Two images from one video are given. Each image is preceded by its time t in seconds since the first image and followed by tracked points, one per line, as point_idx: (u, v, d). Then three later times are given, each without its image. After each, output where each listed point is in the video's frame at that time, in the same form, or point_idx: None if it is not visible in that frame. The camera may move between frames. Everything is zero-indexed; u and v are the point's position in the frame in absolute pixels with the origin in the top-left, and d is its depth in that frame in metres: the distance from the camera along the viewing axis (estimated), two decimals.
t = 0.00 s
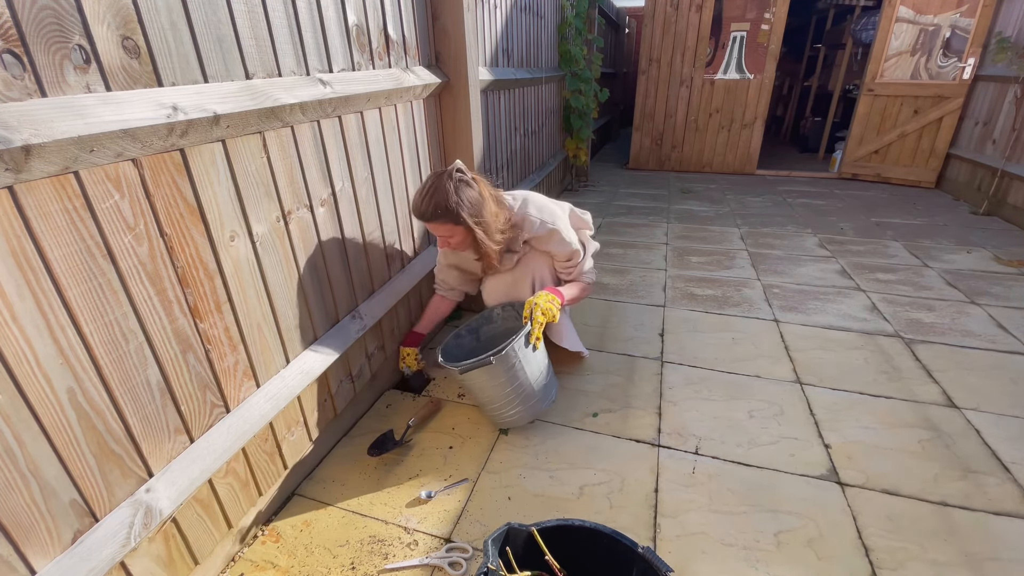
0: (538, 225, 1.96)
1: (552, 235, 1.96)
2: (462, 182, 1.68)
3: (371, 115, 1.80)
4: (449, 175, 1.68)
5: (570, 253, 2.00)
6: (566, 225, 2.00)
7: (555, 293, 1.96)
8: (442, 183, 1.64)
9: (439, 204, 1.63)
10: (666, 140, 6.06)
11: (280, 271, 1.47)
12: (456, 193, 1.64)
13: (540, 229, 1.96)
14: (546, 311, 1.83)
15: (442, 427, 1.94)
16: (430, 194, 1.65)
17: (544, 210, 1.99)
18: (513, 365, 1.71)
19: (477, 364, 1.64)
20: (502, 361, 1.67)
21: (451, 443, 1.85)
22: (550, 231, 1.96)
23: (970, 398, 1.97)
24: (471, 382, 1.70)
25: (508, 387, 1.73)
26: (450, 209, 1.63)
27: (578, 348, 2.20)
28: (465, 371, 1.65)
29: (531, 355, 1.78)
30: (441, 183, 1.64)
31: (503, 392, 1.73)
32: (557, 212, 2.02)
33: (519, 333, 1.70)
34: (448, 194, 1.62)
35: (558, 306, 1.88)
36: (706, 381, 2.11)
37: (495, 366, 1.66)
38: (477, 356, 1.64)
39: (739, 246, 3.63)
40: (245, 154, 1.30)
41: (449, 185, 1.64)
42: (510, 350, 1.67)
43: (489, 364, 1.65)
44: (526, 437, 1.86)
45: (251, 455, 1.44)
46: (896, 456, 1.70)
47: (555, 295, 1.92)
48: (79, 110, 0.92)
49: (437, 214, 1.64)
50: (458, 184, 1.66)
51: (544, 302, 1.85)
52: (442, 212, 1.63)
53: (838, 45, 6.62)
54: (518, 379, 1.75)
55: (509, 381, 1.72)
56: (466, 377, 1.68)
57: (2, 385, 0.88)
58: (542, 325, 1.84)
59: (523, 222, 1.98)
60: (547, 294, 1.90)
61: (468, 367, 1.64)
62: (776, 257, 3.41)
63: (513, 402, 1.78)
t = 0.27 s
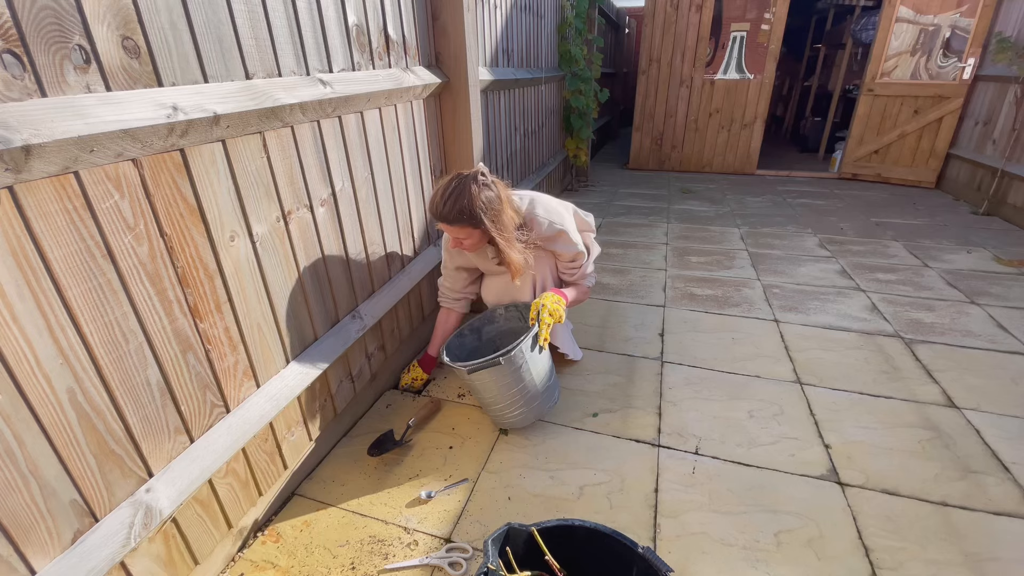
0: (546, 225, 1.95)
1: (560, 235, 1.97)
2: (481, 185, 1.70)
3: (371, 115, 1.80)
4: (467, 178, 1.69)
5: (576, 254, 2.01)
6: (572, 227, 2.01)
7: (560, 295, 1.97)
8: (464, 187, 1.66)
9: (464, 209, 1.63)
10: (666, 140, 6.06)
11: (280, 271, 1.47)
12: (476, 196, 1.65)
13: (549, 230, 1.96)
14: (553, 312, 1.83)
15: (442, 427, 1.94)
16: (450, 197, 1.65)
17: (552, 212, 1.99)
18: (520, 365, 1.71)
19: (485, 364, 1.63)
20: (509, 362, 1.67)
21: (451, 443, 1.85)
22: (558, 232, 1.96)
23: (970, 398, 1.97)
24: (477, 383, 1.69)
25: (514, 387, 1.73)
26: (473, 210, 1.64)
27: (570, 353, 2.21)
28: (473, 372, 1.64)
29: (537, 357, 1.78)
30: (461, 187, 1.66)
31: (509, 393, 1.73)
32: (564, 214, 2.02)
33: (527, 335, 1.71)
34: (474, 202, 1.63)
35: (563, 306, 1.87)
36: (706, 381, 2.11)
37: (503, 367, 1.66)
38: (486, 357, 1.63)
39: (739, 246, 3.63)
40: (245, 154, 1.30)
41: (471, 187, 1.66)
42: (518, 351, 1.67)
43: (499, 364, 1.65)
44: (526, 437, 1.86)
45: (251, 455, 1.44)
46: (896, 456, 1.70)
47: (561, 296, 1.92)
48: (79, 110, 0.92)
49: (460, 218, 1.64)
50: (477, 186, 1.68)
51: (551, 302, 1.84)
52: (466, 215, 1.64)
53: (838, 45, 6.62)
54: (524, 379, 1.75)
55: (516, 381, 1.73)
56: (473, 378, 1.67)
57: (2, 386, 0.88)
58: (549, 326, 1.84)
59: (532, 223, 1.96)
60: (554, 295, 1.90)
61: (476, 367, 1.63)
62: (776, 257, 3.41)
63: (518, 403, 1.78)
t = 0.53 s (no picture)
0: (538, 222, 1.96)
1: (552, 233, 1.98)
2: (471, 178, 1.70)
3: (371, 114, 1.80)
4: (458, 169, 1.71)
5: (569, 253, 2.02)
6: (565, 225, 2.01)
7: (552, 291, 1.97)
8: (452, 180, 1.66)
9: (450, 202, 1.63)
10: (666, 140, 6.06)
11: (280, 271, 1.47)
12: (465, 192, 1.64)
13: (540, 227, 1.96)
14: (540, 305, 1.83)
15: (442, 427, 1.94)
16: (438, 191, 1.65)
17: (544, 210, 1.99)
18: (508, 358, 1.70)
19: (468, 357, 1.63)
20: (494, 355, 1.66)
21: (450, 443, 1.85)
22: (550, 229, 1.97)
23: (969, 398, 1.97)
24: (464, 377, 1.70)
25: (501, 380, 1.72)
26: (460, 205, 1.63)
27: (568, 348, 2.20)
28: (458, 364, 1.64)
29: (526, 350, 1.77)
30: (451, 180, 1.66)
31: (498, 386, 1.73)
32: (559, 212, 2.03)
33: (514, 327, 1.70)
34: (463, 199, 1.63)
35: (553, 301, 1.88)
36: (706, 380, 2.11)
37: (488, 359, 1.65)
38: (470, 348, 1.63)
39: (739, 246, 3.63)
40: (245, 155, 1.30)
41: (459, 181, 1.65)
42: (503, 343, 1.66)
43: (483, 356, 1.65)
44: (526, 437, 1.86)
45: (251, 455, 1.44)
46: (896, 456, 1.70)
47: (551, 292, 1.92)
48: (79, 110, 0.92)
49: (445, 213, 1.64)
50: (466, 180, 1.68)
51: (540, 296, 1.85)
52: (452, 210, 1.63)
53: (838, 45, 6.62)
54: (513, 372, 1.73)
55: (505, 375, 1.72)
56: (460, 370, 1.68)
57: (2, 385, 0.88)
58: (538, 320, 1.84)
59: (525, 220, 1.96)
60: (543, 290, 1.91)
61: (460, 361, 1.64)
62: (776, 257, 3.41)
63: (509, 397, 1.77)
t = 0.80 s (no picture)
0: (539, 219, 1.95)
1: (552, 231, 1.96)
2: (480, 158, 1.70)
3: (371, 114, 1.80)
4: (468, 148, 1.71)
5: (569, 253, 2.01)
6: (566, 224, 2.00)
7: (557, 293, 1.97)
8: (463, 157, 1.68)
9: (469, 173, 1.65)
10: (666, 140, 6.06)
11: (280, 271, 1.47)
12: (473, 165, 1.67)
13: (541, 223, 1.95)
14: (548, 308, 1.83)
15: (442, 427, 1.94)
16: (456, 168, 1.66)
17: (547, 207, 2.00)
18: (519, 362, 1.71)
19: (487, 362, 1.62)
20: (508, 360, 1.66)
21: (450, 443, 1.85)
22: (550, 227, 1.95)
23: (970, 397, 1.97)
24: (476, 381, 1.69)
25: (513, 384, 1.73)
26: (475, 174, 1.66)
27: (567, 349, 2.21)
28: (473, 371, 1.64)
29: (534, 353, 1.78)
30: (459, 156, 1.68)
31: (509, 391, 1.73)
32: (561, 211, 2.02)
33: (525, 330, 1.70)
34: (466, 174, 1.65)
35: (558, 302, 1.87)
36: (706, 380, 2.11)
37: (503, 365, 1.66)
38: (486, 355, 1.62)
39: (739, 246, 3.63)
40: (245, 155, 1.30)
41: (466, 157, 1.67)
42: (516, 348, 1.66)
43: (498, 362, 1.65)
44: (526, 437, 1.86)
45: (251, 455, 1.44)
46: (896, 456, 1.70)
47: (555, 293, 1.92)
48: (79, 111, 0.92)
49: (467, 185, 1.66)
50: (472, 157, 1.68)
51: (546, 298, 1.84)
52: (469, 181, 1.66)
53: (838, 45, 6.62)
54: (523, 375, 1.75)
55: (515, 379, 1.72)
56: (472, 377, 1.67)
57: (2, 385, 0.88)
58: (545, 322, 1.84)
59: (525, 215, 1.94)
60: (549, 291, 1.90)
61: (475, 366, 1.62)
62: (776, 257, 3.41)
63: (518, 400, 1.78)
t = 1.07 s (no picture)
0: (538, 224, 1.95)
1: (552, 233, 1.97)
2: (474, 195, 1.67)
3: (371, 115, 1.80)
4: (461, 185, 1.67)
5: (570, 249, 2.02)
6: (564, 222, 2.01)
7: (564, 295, 1.95)
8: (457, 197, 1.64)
9: (461, 218, 1.61)
10: (666, 140, 6.06)
11: (280, 271, 1.47)
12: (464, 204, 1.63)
13: (539, 227, 1.96)
14: (555, 312, 1.82)
15: (441, 427, 1.94)
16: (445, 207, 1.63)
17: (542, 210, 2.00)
18: (522, 364, 1.71)
19: (489, 364, 1.63)
20: (512, 362, 1.67)
21: (450, 443, 1.85)
22: (550, 229, 1.97)
23: (969, 397, 1.97)
24: (478, 381, 1.69)
25: (513, 386, 1.72)
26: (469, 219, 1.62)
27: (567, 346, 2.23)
28: (476, 370, 1.64)
29: (539, 357, 1.78)
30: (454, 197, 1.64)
31: (510, 392, 1.73)
32: (555, 209, 2.02)
33: (530, 334, 1.71)
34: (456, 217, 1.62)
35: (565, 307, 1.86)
36: (706, 380, 2.12)
37: (505, 367, 1.66)
38: (490, 356, 1.63)
39: (739, 246, 3.63)
40: (245, 154, 1.30)
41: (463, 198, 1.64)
42: (521, 350, 1.67)
43: (500, 364, 1.65)
44: (526, 437, 1.86)
45: (251, 455, 1.44)
46: (896, 456, 1.70)
47: (562, 295, 1.92)
48: (79, 110, 0.92)
49: (458, 229, 1.63)
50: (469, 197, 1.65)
51: (553, 303, 1.83)
52: (465, 224, 1.62)
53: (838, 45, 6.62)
54: (525, 379, 1.74)
55: (517, 381, 1.72)
56: (474, 376, 1.67)
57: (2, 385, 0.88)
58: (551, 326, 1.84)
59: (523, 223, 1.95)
60: (556, 295, 1.89)
61: (478, 366, 1.63)
62: (776, 257, 3.41)
63: (518, 402, 1.77)
